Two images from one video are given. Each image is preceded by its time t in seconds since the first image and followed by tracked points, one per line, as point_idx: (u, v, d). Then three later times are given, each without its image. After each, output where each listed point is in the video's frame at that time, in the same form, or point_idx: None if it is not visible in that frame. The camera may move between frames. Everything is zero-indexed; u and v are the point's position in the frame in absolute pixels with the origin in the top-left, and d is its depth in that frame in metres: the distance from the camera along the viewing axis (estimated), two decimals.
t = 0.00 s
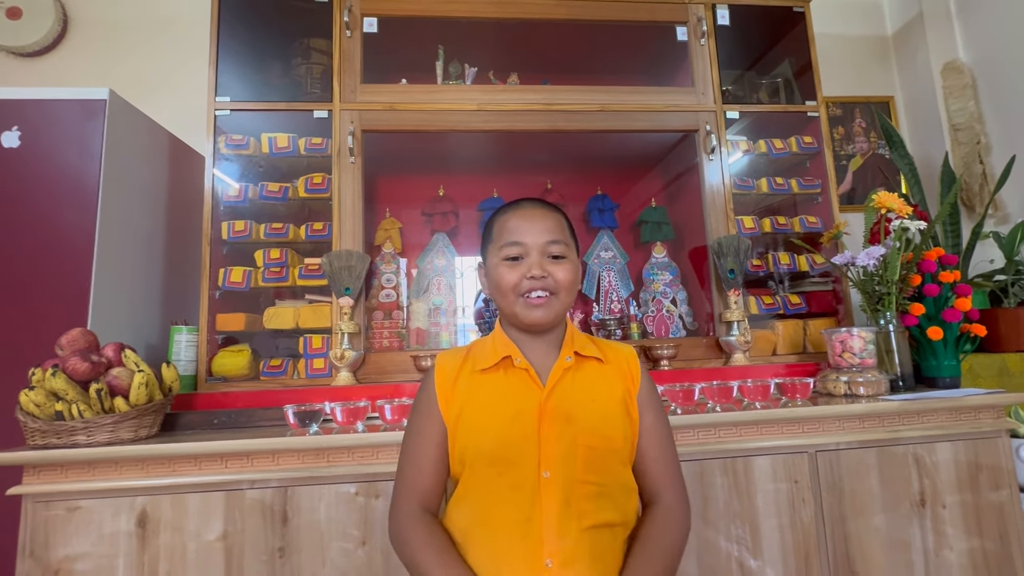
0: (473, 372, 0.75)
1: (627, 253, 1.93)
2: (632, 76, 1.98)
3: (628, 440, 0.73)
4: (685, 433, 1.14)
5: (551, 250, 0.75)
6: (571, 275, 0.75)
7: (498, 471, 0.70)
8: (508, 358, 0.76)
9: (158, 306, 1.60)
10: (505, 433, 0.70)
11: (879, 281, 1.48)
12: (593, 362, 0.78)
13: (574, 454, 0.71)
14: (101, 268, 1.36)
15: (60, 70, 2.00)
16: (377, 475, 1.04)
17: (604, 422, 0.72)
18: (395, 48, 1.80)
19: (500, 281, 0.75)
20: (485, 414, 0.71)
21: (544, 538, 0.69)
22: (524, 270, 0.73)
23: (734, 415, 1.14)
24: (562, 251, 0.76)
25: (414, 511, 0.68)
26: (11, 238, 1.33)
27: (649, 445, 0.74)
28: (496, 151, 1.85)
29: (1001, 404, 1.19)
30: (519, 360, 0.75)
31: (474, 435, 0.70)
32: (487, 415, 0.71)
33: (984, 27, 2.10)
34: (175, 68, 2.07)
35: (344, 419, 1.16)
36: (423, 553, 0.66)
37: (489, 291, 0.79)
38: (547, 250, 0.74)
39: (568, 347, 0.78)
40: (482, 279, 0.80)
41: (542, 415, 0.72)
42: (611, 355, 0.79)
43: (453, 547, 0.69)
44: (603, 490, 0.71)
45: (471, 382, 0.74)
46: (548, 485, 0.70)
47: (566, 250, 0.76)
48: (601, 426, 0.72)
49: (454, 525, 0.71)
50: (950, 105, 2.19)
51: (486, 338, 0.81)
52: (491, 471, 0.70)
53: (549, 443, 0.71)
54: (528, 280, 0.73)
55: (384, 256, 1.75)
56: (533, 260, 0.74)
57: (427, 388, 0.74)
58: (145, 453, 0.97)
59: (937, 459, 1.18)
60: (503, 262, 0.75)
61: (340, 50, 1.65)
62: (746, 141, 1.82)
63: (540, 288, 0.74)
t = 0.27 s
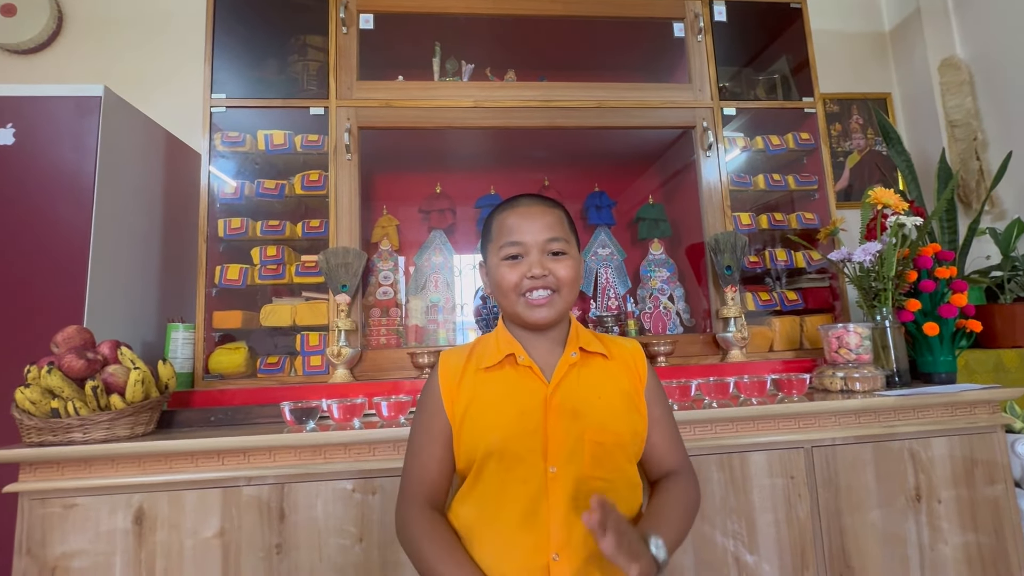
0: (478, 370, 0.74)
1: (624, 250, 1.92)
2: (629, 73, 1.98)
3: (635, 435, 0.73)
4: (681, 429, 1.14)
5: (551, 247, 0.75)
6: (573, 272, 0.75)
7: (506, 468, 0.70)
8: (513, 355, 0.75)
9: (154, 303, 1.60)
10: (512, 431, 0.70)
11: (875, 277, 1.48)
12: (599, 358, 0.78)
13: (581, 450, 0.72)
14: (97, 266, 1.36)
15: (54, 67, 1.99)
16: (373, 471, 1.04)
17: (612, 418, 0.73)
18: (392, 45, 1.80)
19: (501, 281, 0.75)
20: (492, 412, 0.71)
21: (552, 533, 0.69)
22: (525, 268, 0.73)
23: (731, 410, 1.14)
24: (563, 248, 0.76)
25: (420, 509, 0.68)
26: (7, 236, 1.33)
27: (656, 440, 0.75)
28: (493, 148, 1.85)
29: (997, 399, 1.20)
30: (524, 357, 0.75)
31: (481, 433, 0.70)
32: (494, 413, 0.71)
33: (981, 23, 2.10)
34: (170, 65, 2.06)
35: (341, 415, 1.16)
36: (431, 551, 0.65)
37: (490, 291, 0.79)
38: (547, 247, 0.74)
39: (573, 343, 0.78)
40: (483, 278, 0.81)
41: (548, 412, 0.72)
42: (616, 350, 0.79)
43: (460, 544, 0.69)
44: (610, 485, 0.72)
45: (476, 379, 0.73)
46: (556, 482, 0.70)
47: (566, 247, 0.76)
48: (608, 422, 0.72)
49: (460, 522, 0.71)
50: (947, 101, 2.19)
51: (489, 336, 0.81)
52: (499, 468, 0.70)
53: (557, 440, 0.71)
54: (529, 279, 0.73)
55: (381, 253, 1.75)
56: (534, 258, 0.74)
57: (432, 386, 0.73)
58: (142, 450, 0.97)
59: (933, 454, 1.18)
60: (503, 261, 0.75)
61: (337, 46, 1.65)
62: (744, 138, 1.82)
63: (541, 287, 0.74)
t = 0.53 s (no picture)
0: (461, 369, 0.75)
1: (620, 251, 1.94)
2: (625, 74, 1.99)
3: (616, 433, 0.74)
4: (676, 428, 1.16)
5: (539, 249, 0.75)
6: (559, 274, 0.76)
7: (488, 465, 0.71)
8: (496, 354, 0.76)
9: (152, 304, 1.61)
10: (494, 430, 0.71)
11: (869, 276, 1.49)
12: (581, 357, 0.79)
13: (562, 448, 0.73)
14: (96, 267, 1.37)
15: (53, 69, 2.00)
16: (370, 471, 1.05)
17: (592, 417, 0.74)
18: (388, 47, 1.81)
19: (488, 281, 0.76)
20: (474, 411, 0.72)
21: (533, 528, 0.71)
22: (512, 270, 0.74)
23: (724, 410, 1.15)
24: (550, 250, 0.76)
25: (403, 509, 0.69)
26: (5, 237, 1.33)
27: (636, 438, 0.76)
28: (490, 149, 1.86)
29: (988, 398, 1.21)
30: (506, 357, 0.76)
31: (463, 432, 0.71)
32: (475, 412, 0.72)
33: (975, 24, 2.11)
34: (169, 67, 2.07)
35: (339, 415, 1.17)
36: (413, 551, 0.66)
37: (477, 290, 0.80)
38: (535, 249, 0.75)
39: (555, 343, 0.79)
40: (470, 277, 0.81)
41: (530, 411, 0.73)
42: (598, 350, 0.80)
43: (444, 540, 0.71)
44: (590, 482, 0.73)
45: (459, 379, 0.74)
46: (537, 480, 0.71)
47: (553, 249, 0.77)
48: (588, 420, 0.73)
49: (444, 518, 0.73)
50: (942, 102, 2.20)
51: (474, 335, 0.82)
52: (481, 466, 0.71)
53: (538, 438, 0.72)
54: (516, 280, 0.74)
55: (379, 254, 1.76)
56: (521, 260, 0.74)
57: (415, 387, 0.74)
58: (140, 450, 0.98)
59: (925, 453, 1.20)
60: (491, 262, 0.75)
61: (334, 48, 1.65)
62: (739, 139, 1.84)
63: (528, 288, 0.74)
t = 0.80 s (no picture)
0: (439, 374, 0.77)
1: (618, 253, 1.96)
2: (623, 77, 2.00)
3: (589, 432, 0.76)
4: (671, 429, 1.17)
5: (516, 252, 0.77)
6: (536, 276, 0.78)
7: (465, 468, 0.72)
8: (472, 359, 0.78)
9: (155, 307, 1.63)
10: (470, 432, 0.72)
11: (864, 279, 1.51)
12: (556, 359, 0.80)
13: (539, 450, 0.74)
14: (99, 270, 1.38)
15: (56, 73, 2.02)
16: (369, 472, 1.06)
17: (567, 417, 0.75)
18: (388, 51, 1.83)
19: (467, 285, 0.77)
20: (451, 414, 0.73)
21: (512, 532, 0.71)
22: (491, 273, 0.75)
23: (720, 411, 1.16)
24: (526, 253, 0.78)
25: (384, 514, 0.71)
26: (9, 241, 1.35)
27: (609, 434, 0.78)
28: (488, 152, 1.88)
29: (983, 399, 1.22)
30: (482, 361, 0.77)
31: (441, 435, 0.73)
32: (452, 415, 0.73)
33: (972, 27, 2.12)
34: (172, 71, 2.09)
35: (338, 416, 1.18)
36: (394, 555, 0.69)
37: (455, 294, 0.81)
38: (512, 252, 0.77)
39: (530, 346, 0.81)
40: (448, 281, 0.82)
41: (506, 413, 0.74)
42: (573, 352, 0.82)
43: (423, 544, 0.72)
44: (568, 483, 0.74)
45: (436, 384, 0.76)
46: (515, 481, 0.72)
47: (529, 252, 0.79)
48: (563, 420, 0.75)
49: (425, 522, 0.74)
50: (940, 104, 2.21)
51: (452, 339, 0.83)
52: (458, 469, 0.72)
53: (514, 440, 0.73)
54: (495, 283, 0.75)
55: (379, 256, 1.78)
56: (499, 263, 0.76)
57: (394, 393, 0.76)
58: (142, 451, 1.00)
59: (919, 454, 1.21)
60: (470, 266, 0.77)
61: (334, 52, 1.67)
62: (737, 142, 1.85)
63: (507, 290, 0.76)
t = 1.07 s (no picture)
0: (415, 376, 0.77)
1: (619, 251, 1.96)
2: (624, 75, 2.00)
3: (565, 427, 0.76)
4: (671, 427, 1.18)
5: (496, 250, 0.78)
6: (515, 275, 0.78)
7: (442, 467, 0.72)
8: (448, 359, 0.79)
9: (157, 304, 1.63)
10: (446, 432, 0.73)
11: (865, 276, 1.51)
12: (531, 356, 0.80)
13: (515, 446, 0.74)
14: (101, 268, 1.39)
15: (58, 72, 2.02)
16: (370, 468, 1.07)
17: (542, 412, 0.75)
18: (389, 49, 1.83)
19: (446, 281, 0.77)
20: (428, 415, 0.74)
21: (490, 529, 0.71)
22: (472, 269, 0.76)
23: (721, 408, 1.17)
24: (506, 252, 0.79)
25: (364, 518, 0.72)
26: (11, 239, 1.36)
27: (585, 429, 0.78)
28: (489, 150, 1.88)
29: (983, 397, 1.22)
30: (458, 360, 0.78)
31: (417, 436, 0.73)
32: (428, 416, 0.74)
33: (975, 24, 2.12)
34: (174, 69, 2.09)
35: (340, 413, 1.19)
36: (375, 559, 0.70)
37: (434, 292, 0.81)
38: (493, 250, 0.78)
39: (505, 345, 0.81)
40: (427, 279, 0.82)
41: (482, 412, 0.75)
42: (549, 348, 0.82)
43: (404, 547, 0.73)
44: (546, 477, 0.74)
45: (412, 385, 0.76)
46: (491, 479, 0.72)
47: (509, 251, 0.80)
48: (539, 416, 0.75)
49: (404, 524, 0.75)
50: (942, 102, 2.21)
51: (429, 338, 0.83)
52: (435, 469, 0.72)
53: (490, 438, 0.74)
54: (476, 279, 0.76)
55: (380, 254, 1.79)
56: (481, 260, 0.77)
57: (371, 396, 0.77)
58: (145, 447, 1.00)
59: (920, 451, 1.21)
60: (451, 262, 0.77)
61: (335, 51, 1.67)
62: (738, 140, 1.85)
63: (487, 287, 0.76)
